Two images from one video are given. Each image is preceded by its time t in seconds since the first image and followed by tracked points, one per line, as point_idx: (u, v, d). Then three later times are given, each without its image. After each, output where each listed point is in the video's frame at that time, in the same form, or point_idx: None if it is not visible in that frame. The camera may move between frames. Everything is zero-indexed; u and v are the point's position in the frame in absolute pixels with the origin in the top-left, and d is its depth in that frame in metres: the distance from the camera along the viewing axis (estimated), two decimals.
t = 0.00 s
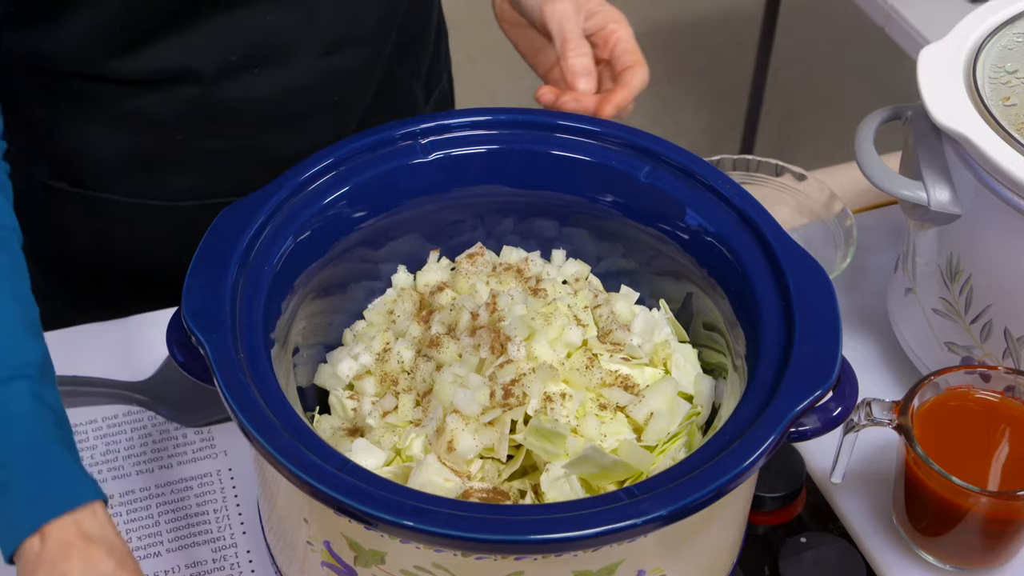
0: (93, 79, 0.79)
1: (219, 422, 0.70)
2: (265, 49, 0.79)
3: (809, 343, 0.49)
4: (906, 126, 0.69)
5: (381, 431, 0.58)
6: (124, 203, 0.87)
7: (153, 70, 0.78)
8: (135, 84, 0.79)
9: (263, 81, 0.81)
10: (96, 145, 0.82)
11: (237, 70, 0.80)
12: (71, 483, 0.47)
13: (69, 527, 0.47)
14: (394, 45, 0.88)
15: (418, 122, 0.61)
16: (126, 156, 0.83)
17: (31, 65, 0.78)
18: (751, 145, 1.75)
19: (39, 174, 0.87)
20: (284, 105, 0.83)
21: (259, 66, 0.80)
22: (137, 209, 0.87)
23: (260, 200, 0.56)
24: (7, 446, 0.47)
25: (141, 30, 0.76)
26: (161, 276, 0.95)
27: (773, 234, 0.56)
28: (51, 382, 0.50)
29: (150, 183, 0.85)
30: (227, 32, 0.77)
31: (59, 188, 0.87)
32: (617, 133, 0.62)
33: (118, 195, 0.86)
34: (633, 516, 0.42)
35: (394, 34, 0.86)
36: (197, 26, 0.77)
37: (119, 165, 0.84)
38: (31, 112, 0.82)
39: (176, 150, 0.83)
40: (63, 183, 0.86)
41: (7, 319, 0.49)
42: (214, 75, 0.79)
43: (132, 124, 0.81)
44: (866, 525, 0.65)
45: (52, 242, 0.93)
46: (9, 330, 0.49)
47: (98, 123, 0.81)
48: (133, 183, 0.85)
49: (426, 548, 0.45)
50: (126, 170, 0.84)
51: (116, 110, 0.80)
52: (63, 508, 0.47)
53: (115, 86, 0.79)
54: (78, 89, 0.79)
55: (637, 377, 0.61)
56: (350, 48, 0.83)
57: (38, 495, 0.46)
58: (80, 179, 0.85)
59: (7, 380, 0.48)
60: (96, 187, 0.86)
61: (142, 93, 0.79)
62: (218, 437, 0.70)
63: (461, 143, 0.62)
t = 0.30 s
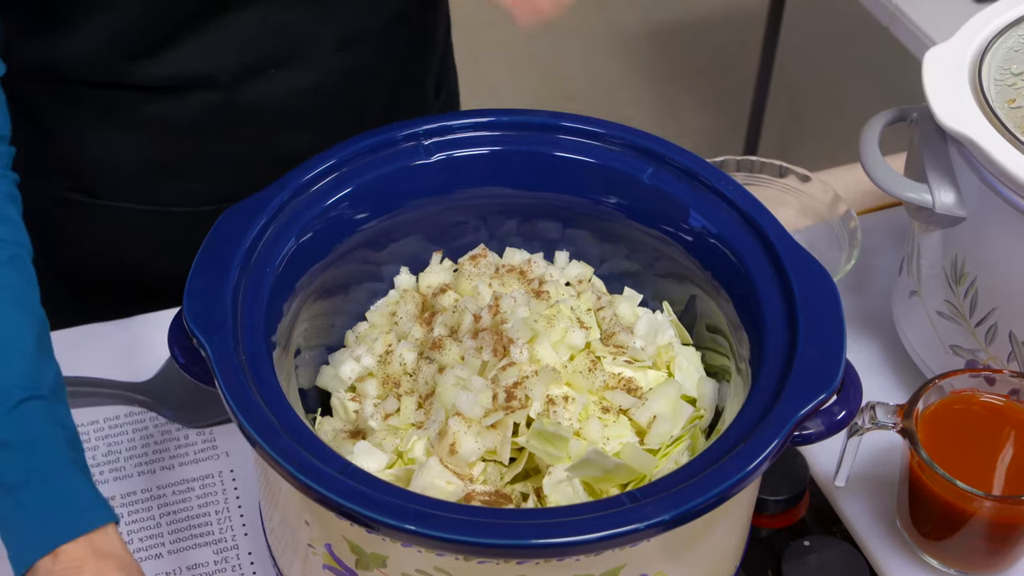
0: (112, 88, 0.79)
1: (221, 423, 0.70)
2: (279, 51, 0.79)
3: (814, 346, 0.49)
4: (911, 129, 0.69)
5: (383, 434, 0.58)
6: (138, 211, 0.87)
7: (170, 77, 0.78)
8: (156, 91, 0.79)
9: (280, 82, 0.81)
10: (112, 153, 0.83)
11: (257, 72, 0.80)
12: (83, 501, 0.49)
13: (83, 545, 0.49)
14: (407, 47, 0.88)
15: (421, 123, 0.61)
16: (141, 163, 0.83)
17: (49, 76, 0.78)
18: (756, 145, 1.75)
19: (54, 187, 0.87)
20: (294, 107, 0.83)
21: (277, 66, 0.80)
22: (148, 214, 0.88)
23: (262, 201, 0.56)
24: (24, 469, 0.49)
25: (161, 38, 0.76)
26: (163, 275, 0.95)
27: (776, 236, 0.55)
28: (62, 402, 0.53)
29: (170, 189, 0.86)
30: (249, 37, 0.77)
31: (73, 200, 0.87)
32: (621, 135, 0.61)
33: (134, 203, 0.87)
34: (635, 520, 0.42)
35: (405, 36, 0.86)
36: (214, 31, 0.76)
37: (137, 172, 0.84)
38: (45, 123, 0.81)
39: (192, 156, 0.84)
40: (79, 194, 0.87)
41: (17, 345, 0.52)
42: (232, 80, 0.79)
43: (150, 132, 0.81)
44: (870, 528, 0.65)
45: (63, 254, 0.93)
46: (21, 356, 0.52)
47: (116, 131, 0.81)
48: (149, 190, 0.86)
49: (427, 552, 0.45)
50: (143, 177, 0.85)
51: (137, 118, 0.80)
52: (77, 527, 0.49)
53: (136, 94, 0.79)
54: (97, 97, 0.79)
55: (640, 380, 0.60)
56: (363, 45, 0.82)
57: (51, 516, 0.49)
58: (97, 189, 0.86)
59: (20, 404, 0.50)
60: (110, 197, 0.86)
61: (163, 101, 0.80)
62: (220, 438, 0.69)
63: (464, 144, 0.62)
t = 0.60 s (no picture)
0: (115, 79, 0.78)
1: (226, 422, 0.70)
2: (279, 51, 0.78)
3: (820, 348, 0.49)
4: (918, 129, 0.69)
5: (388, 434, 0.58)
6: (143, 207, 0.87)
7: (171, 71, 0.77)
8: (159, 85, 0.79)
9: (280, 81, 0.80)
10: (118, 145, 0.83)
11: (256, 70, 0.79)
12: (70, 500, 0.50)
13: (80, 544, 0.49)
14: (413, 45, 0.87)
15: (427, 123, 0.61)
16: (147, 156, 0.83)
17: (53, 69, 0.78)
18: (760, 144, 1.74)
19: (60, 181, 0.87)
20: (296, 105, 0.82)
21: (276, 66, 0.80)
22: (154, 209, 0.88)
23: (268, 201, 0.56)
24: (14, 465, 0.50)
25: (164, 34, 0.76)
26: (167, 273, 0.95)
27: (783, 237, 0.55)
28: (53, 401, 0.54)
29: (174, 184, 0.86)
30: (248, 32, 0.77)
31: (79, 194, 0.87)
32: (628, 135, 0.61)
33: (139, 199, 0.87)
34: (641, 522, 0.42)
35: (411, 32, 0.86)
36: (214, 26, 0.76)
37: (143, 165, 0.84)
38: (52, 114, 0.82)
39: (198, 150, 0.83)
40: (84, 188, 0.87)
41: (11, 341, 0.53)
42: (232, 78, 0.79)
43: (155, 125, 0.81)
44: (876, 530, 0.65)
45: (66, 244, 0.93)
46: (14, 353, 0.52)
47: (121, 123, 0.81)
48: (155, 184, 0.86)
49: (433, 553, 0.45)
50: (148, 173, 0.85)
51: (139, 110, 0.80)
52: (63, 526, 0.50)
53: (138, 85, 0.79)
54: (100, 88, 0.79)
55: (646, 381, 0.60)
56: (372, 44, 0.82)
57: (38, 515, 0.49)
58: (102, 183, 0.86)
59: (12, 400, 0.51)
60: (115, 191, 0.86)
61: (165, 93, 0.79)
62: (224, 437, 0.69)
63: (470, 144, 0.62)
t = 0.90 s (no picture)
0: (127, 79, 0.78)
1: (232, 423, 0.70)
2: (294, 44, 0.79)
3: (828, 350, 0.49)
4: (926, 130, 0.68)
5: (394, 436, 0.57)
6: (157, 207, 0.87)
7: (183, 69, 0.78)
8: (170, 83, 0.79)
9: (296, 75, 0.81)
10: (130, 146, 0.82)
11: (273, 64, 0.79)
12: (81, 507, 0.50)
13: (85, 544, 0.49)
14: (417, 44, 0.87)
15: (433, 123, 0.61)
16: (158, 157, 0.83)
17: (65, 71, 0.78)
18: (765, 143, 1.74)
19: (73, 183, 0.87)
20: (309, 102, 0.83)
21: (292, 59, 0.80)
22: (165, 208, 0.88)
23: (275, 201, 0.56)
24: (24, 473, 0.50)
25: (175, 32, 0.76)
26: (173, 274, 0.95)
27: (791, 238, 0.55)
28: (63, 407, 0.54)
29: (187, 184, 0.86)
30: (263, 26, 0.77)
31: (92, 196, 0.87)
32: (634, 136, 0.61)
33: (152, 199, 0.87)
34: (649, 525, 0.42)
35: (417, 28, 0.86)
36: (227, 21, 0.76)
37: (155, 165, 0.84)
38: (64, 117, 0.81)
39: (207, 149, 0.83)
40: (97, 190, 0.87)
41: (21, 348, 0.53)
42: (248, 74, 0.79)
43: (166, 124, 0.81)
44: (883, 531, 0.65)
45: (75, 244, 0.93)
46: (24, 358, 0.52)
47: (133, 124, 0.81)
48: (166, 183, 0.86)
49: (440, 556, 0.44)
50: (160, 173, 0.85)
51: (149, 109, 0.80)
52: (74, 535, 0.49)
53: (150, 84, 0.79)
54: (111, 88, 0.79)
55: (653, 383, 0.60)
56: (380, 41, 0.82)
57: (48, 523, 0.49)
58: (115, 184, 0.86)
59: (22, 408, 0.51)
60: (127, 191, 0.86)
61: (179, 91, 0.80)
62: (230, 438, 0.69)
63: (477, 145, 0.62)
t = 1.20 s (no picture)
0: (127, 79, 0.78)
1: (233, 424, 0.70)
2: (295, 43, 0.79)
3: (829, 351, 0.48)
4: (928, 130, 0.68)
5: (396, 437, 0.57)
6: (156, 208, 0.87)
7: (182, 69, 0.77)
8: (170, 83, 0.79)
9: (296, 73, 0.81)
10: (128, 146, 0.82)
11: (272, 63, 0.79)
12: (80, 516, 0.50)
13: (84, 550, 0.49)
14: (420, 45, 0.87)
15: (435, 124, 0.61)
16: (157, 157, 0.83)
17: (64, 72, 0.78)
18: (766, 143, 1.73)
19: (71, 183, 0.87)
20: (311, 100, 0.83)
21: (292, 57, 0.80)
22: (164, 209, 0.88)
23: (277, 202, 0.56)
24: (25, 481, 0.50)
25: (175, 31, 0.76)
26: (174, 273, 0.95)
27: (794, 239, 0.55)
28: (65, 414, 0.54)
29: (186, 185, 0.86)
30: (261, 26, 0.77)
31: (90, 197, 0.87)
32: (636, 136, 0.61)
33: (151, 200, 0.87)
34: (651, 527, 0.42)
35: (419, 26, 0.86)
36: (227, 20, 0.76)
37: (153, 167, 0.84)
38: (64, 118, 0.81)
39: (207, 149, 0.83)
40: (96, 191, 0.87)
41: (23, 355, 0.52)
42: (246, 74, 0.79)
43: (166, 124, 0.81)
44: (886, 533, 0.65)
45: (74, 245, 0.93)
46: (26, 365, 0.52)
47: (132, 125, 0.81)
48: (165, 184, 0.85)
49: (442, 558, 0.44)
50: (158, 174, 0.84)
51: (148, 109, 0.80)
52: (73, 544, 0.50)
53: (149, 84, 0.78)
54: (110, 88, 0.78)
55: (655, 384, 0.60)
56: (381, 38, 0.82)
57: (46, 532, 0.49)
58: (113, 185, 0.86)
59: (22, 416, 0.51)
60: (126, 192, 0.86)
61: (177, 91, 0.79)
62: (232, 440, 0.69)
63: (479, 145, 0.61)
